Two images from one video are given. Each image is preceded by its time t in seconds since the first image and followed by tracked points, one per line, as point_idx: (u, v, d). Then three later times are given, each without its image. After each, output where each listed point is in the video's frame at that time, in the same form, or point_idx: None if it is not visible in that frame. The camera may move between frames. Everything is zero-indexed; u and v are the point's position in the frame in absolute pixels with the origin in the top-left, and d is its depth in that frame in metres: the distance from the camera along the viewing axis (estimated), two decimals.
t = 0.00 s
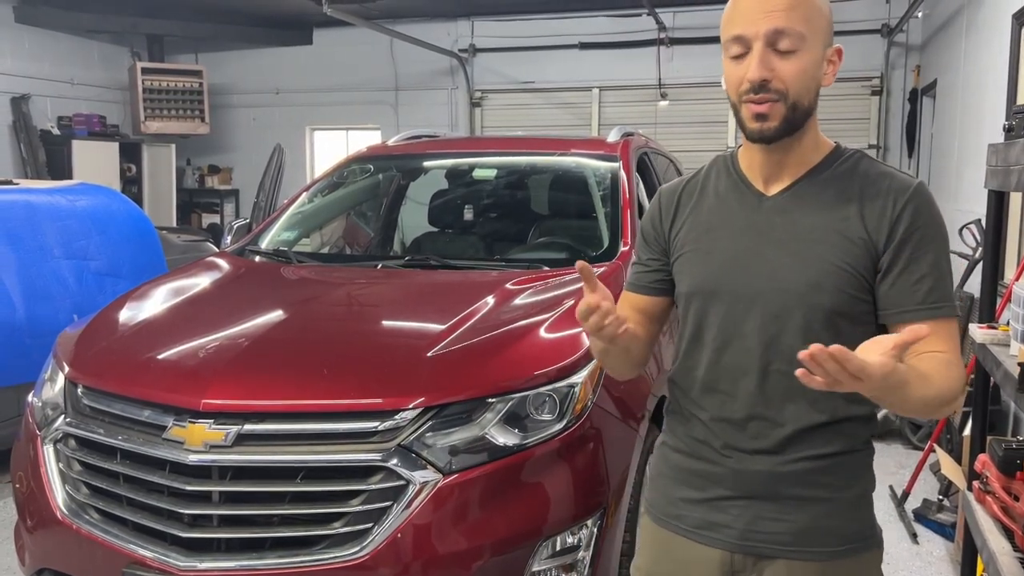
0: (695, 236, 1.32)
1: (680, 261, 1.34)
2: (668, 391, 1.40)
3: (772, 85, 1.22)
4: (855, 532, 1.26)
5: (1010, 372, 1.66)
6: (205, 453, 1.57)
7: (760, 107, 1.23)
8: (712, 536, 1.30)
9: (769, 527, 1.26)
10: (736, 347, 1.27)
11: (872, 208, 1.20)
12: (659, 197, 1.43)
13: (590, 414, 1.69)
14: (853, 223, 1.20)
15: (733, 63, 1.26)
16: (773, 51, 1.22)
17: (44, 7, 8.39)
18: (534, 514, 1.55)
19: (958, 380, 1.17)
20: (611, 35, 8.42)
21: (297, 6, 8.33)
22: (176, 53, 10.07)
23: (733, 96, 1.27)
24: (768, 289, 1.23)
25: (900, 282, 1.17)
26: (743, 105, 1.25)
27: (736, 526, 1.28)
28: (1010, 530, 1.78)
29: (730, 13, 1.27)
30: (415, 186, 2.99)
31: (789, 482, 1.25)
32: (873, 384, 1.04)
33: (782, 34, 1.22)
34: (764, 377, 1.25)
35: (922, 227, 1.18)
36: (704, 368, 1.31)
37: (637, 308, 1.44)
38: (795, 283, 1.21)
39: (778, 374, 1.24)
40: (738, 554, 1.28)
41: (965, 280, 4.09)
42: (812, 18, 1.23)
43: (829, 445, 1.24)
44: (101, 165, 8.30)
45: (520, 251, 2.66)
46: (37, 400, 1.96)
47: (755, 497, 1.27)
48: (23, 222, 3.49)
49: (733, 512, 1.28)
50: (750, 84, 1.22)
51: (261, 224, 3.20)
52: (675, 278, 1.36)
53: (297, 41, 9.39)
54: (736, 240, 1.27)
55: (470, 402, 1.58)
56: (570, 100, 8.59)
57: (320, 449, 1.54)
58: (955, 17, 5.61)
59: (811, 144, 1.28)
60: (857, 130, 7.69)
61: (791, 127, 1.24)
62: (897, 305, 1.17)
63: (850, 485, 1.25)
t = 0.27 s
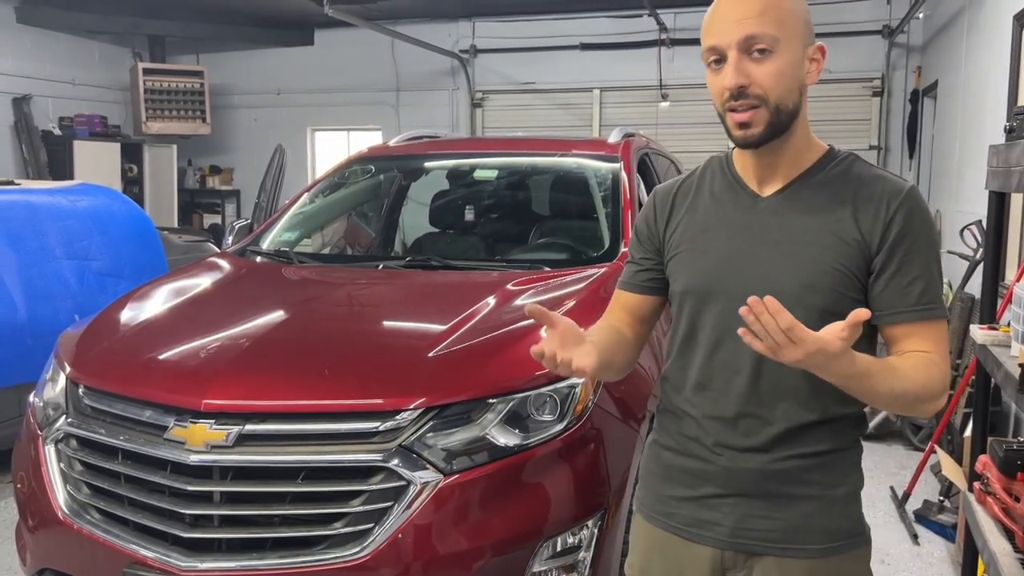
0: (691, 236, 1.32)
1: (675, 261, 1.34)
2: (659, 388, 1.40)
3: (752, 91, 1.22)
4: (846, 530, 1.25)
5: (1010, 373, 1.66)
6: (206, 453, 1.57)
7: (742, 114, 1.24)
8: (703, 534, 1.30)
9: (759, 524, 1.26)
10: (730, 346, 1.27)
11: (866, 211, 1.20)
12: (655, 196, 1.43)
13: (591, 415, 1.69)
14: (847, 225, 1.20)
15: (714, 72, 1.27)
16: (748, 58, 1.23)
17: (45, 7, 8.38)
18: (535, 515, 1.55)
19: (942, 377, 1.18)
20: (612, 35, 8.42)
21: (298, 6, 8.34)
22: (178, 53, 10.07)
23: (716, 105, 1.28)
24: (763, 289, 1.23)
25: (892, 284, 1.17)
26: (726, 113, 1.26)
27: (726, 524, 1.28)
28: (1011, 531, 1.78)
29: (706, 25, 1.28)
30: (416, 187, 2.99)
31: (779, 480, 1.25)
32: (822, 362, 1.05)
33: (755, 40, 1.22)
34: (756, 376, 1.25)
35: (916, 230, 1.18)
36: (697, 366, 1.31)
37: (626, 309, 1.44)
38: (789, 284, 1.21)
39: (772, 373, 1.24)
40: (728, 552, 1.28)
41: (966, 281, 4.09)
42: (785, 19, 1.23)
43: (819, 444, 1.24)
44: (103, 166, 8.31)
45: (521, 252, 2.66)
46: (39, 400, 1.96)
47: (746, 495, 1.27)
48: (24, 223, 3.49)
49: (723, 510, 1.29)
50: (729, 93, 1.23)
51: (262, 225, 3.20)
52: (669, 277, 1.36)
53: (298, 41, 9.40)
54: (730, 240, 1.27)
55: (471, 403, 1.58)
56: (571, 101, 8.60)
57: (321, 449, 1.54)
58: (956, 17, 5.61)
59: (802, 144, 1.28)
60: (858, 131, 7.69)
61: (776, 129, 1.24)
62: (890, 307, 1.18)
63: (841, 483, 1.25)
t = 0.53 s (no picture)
0: (680, 239, 1.32)
1: (667, 264, 1.34)
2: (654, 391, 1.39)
3: (734, 93, 1.22)
4: (836, 526, 1.25)
5: (1011, 374, 1.66)
6: (208, 453, 1.57)
7: (724, 116, 1.24)
8: (695, 529, 1.30)
9: (748, 520, 1.26)
10: (722, 345, 1.27)
11: (849, 206, 1.20)
12: (645, 203, 1.44)
13: (592, 415, 1.69)
14: (831, 221, 1.20)
15: (697, 73, 1.27)
16: (730, 59, 1.23)
17: (47, 7, 8.39)
18: (536, 515, 1.55)
19: (936, 365, 1.17)
20: (613, 36, 8.42)
21: (299, 7, 8.35)
22: (179, 54, 10.08)
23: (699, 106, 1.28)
24: (753, 289, 1.23)
25: (878, 277, 1.17)
26: (710, 115, 1.26)
27: (716, 519, 1.28)
28: (1012, 532, 1.78)
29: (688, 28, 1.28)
30: (418, 188, 2.99)
31: (768, 477, 1.25)
32: (814, 378, 1.05)
33: (737, 42, 1.22)
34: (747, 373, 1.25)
35: (899, 223, 1.18)
36: (690, 365, 1.31)
37: (629, 315, 1.45)
38: (778, 282, 1.21)
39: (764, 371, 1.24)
40: (717, 546, 1.29)
41: (968, 282, 4.09)
42: (765, 21, 1.23)
43: (809, 440, 1.24)
44: (104, 166, 8.32)
45: (523, 252, 2.66)
46: (41, 400, 1.96)
47: (735, 490, 1.27)
48: (26, 223, 3.50)
49: (714, 505, 1.29)
50: (712, 95, 1.23)
51: (263, 225, 3.20)
52: (662, 281, 1.36)
53: (299, 42, 9.41)
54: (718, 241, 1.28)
55: (471, 403, 1.58)
56: (573, 102, 8.60)
57: (322, 449, 1.54)
58: (958, 18, 5.61)
59: (785, 143, 1.28)
60: (859, 132, 7.69)
61: (759, 130, 1.24)
62: (878, 300, 1.18)
63: (831, 479, 1.25)
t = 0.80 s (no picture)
0: (673, 241, 1.33)
1: (662, 267, 1.34)
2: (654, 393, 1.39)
3: (728, 95, 1.22)
4: (836, 525, 1.25)
5: (1013, 375, 1.66)
6: (209, 453, 1.57)
7: (717, 116, 1.24)
8: (698, 529, 1.30)
9: (749, 519, 1.26)
10: (720, 345, 1.27)
11: (839, 203, 1.21)
12: (639, 207, 1.44)
13: (592, 416, 1.69)
14: (823, 218, 1.21)
15: (691, 73, 1.27)
16: (727, 62, 1.23)
17: (49, 8, 8.41)
18: (537, 515, 1.55)
19: (927, 360, 1.17)
20: (614, 37, 8.42)
21: (301, 8, 8.36)
22: (181, 55, 10.10)
23: (692, 106, 1.28)
24: (746, 289, 1.23)
25: (868, 272, 1.18)
26: (702, 114, 1.26)
27: (718, 519, 1.28)
28: (1013, 533, 1.78)
29: (686, 27, 1.28)
30: (419, 188, 3.00)
31: (769, 476, 1.25)
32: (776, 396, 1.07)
33: (735, 45, 1.22)
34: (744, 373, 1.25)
35: (887, 217, 1.18)
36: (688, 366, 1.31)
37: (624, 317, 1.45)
38: (771, 281, 1.22)
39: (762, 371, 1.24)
40: (720, 545, 1.28)
41: (969, 283, 4.08)
42: (763, 27, 1.24)
43: (809, 439, 1.25)
44: (106, 167, 8.32)
45: (524, 253, 2.66)
46: (43, 400, 1.96)
47: (737, 489, 1.27)
48: (28, 223, 3.50)
49: (715, 505, 1.29)
50: (706, 95, 1.23)
51: (264, 225, 3.20)
52: (658, 282, 1.36)
53: (301, 43, 9.41)
54: (711, 242, 1.28)
55: (472, 403, 1.58)
56: (574, 103, 8.61)
57: (324, 449, 1.54)
58: (959, 19, 5.61)
59: (776, 144, 1.28)
60: (861, 133, 7.68)
61: (750, 132, 1.24)
62: (869, 295, 1.18)
63: (832, 478, 1.25)
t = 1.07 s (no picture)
0: (675, 242, 1.33)
1: (664, 268, 1.34)
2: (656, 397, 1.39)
3: (731, 94, 1.22)
4: (840, 526, 1.25)
5: (1014, 376, 1.66)
6: (210, 453, 1.57)
7: (718, 115, 1.24)
8: (702, 532, 1.30)
9: (754, 521, 1.26)
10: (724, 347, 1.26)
11: (841, 203, 1.21)
12: (638, 210, 1.44)
13: (594, 416, 1.69)
14: (825, 218, 1.21)
15: (695, 71, 1.27)
16: (731, 61, 1.23)
17: (52, 9, 8.42)
18: (538, 516, 1.55)
19: (930, 357, 1.17)
20: (616, 38, 8.43)
21: (303, 9, 8.37)
22: (183, 56, 10.11)
23: (694, 104, 1.28)
24: (749, 289, 1.23)
25: (872, 270, 1.18)
26: (704, 113, 1.26)
27: (723, 522, 1.28)
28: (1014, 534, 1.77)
29: (690, 25, 1.28)
30: (420, 189, 3.00)
31: (774, 477, 1.25)
32: (785, 371, 1.06)
33: (740, 44, 1.22)
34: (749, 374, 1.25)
35: (890, 216, 1.18)
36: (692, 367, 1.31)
37: (625, 321, 1.45)
38: (774, 282, 1.22)
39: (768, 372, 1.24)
40: (725, 549, 1.29)
41: (971, 284, 4.08)
42: (768, 27, 1.24)
43: (814, 441, 1.24)
44: (108, 168, 8.33)
45: (526, 253, 2.66)
46: (44, 400, 1.96)
47: (742, 492, 1.27)
48: (30, 224, 3.51)
49: (720, 507, 1.29)
50: (709, 94, 1.23)
51: (266, 226, 3.21)
52: (659, 285, 1.36)
53: (302, 44, 9.43)
54: (713, 243, 1.27)
55: (473, 403, 1.58)
56: (576, 104, 8.61)
57: (325, 449, 1.55)
58: (960, 20, 5.61)
59: (777, 144, 1.28)
60: (863, 134, 7.68)
61: (752, 132, 1.24)
62: (873, 294, 1.18)
63: (835, 479, 1.25)
